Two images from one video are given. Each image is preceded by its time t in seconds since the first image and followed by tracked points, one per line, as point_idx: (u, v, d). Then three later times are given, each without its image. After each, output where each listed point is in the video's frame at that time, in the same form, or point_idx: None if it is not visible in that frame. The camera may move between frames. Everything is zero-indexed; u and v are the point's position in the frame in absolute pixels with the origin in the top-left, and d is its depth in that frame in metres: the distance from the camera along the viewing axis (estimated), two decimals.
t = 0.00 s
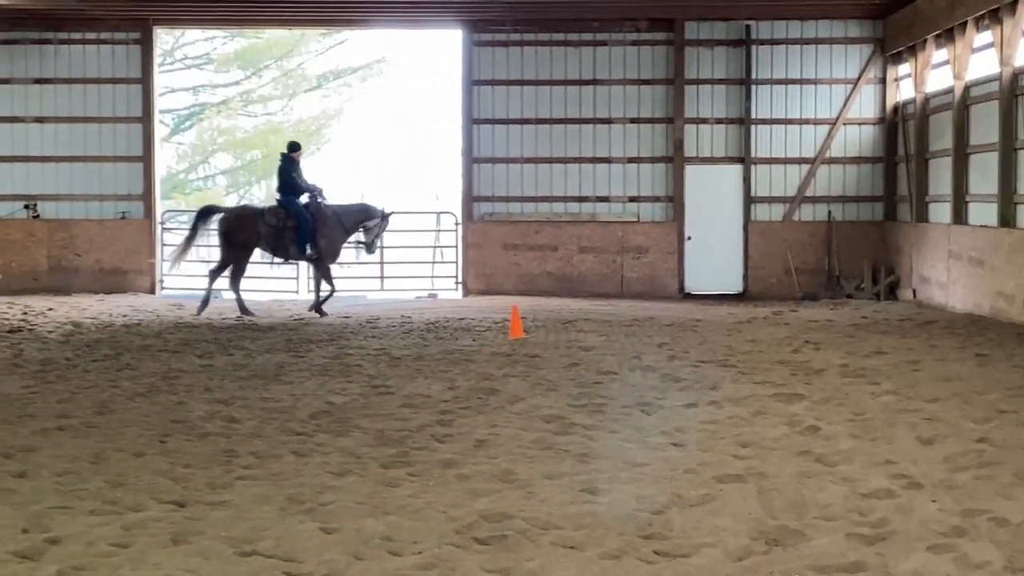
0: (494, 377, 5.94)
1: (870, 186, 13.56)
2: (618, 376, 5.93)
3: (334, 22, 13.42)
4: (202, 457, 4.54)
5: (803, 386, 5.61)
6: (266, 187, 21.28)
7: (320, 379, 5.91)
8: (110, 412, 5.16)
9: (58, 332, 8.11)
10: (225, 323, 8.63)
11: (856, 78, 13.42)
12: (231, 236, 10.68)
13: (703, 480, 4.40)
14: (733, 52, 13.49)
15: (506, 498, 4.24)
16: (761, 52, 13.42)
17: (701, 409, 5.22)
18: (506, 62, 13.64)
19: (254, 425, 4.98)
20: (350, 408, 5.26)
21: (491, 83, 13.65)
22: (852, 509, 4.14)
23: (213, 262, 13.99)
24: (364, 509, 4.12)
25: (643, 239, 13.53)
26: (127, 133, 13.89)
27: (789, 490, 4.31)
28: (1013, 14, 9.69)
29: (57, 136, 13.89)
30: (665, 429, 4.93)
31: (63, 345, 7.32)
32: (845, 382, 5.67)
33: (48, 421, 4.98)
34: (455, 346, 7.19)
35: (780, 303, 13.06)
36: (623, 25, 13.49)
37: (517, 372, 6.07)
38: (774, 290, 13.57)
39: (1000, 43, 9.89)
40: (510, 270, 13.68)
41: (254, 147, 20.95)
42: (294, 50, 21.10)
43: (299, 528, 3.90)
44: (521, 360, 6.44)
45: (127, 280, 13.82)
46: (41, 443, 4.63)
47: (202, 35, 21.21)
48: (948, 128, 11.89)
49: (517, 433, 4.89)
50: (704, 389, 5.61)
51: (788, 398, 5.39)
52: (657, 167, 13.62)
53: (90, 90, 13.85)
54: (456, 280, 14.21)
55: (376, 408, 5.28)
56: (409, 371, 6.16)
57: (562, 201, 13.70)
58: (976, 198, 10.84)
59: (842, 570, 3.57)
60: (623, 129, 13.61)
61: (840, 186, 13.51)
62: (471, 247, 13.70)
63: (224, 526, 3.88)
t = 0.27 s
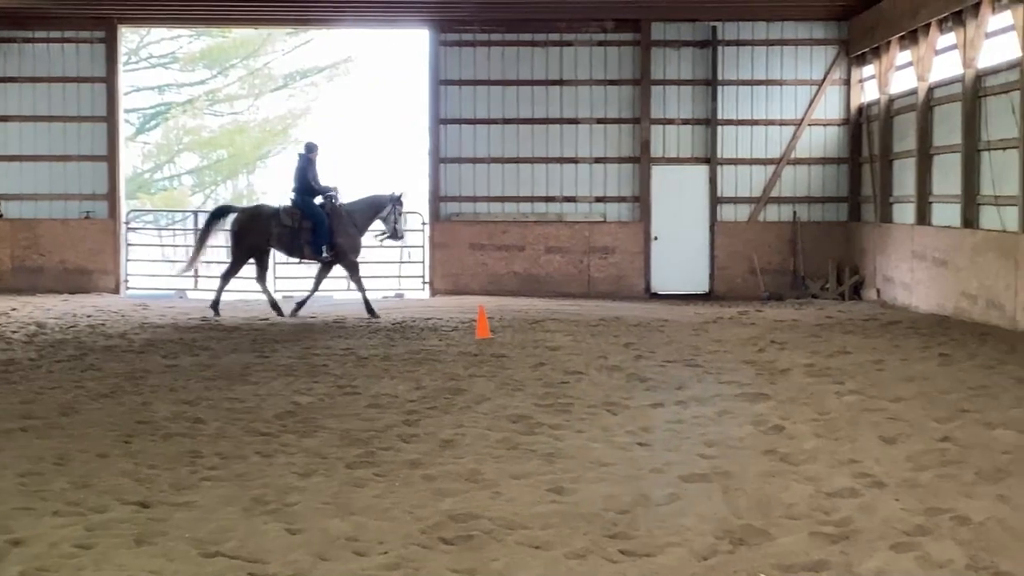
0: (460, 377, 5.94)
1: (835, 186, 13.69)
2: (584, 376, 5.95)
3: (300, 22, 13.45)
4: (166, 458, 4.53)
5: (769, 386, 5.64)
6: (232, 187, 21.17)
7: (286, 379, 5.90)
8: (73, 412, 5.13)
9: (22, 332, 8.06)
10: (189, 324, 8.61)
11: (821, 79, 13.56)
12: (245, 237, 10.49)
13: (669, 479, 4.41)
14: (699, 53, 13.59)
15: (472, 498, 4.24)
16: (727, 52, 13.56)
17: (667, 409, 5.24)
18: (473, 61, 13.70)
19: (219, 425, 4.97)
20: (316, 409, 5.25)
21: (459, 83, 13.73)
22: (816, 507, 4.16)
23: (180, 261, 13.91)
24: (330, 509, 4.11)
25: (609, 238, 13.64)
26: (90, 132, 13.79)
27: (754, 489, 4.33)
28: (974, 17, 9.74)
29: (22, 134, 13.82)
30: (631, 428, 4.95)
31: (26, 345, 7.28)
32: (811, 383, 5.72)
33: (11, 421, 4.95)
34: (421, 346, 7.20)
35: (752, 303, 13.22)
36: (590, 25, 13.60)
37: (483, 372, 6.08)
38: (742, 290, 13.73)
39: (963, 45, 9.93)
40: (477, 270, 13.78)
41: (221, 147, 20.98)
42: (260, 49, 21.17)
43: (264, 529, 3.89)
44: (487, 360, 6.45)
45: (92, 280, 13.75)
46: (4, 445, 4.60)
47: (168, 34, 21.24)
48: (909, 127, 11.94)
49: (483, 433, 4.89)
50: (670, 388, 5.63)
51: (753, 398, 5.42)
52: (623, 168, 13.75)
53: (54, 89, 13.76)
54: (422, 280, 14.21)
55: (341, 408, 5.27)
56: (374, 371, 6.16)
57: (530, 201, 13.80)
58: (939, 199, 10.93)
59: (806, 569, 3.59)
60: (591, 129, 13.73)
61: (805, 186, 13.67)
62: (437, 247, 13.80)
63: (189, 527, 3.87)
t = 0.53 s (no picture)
0: (424, 376, 5.94)
1: (796, 186, 13.88)
2: (547, 375, 5.96)
3: (264, 21, 13.43)
4: (127, 458, 4.51)
5: (732, 386, 5.67)
6: (193, 187, 21.25)
7: (248, 379, 5.89)
8: (31, 413, 5.09)
9: None
10: (150, 324, 8.57)
11: (783, 80, 13.75)
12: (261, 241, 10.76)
13: (631, 478, 4.42)
14: (661, 53, 13.72)
15: (434, 498, 4.23)
16: (690, 52, 13.70)
17: (630, 408, 5.26)
18: (436, 60, 13.78)
19: (180, 426, 4.95)
20: (278, 409, 5.24)
21: (422, 82, 13.80)
22: (777, 506, 4.18)
23: (141, 261, 13.80)
24: (291, 509, 4.09)
25: (573, 238, 13.81)
26: (50, 131, 13.75)
27: (716, 488, 4.34)
28: (934, 17, 9.85)
29: None
30: (593, 427, 4.96)
31: None
32: (773, 382, 5.75)
33: None
34: (383, 346, 7.19)
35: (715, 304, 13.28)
36: (553, 25, 13.69)
37: (446, 372, 6.08)
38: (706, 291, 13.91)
39: (923, 46, 10.03)
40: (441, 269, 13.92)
41: (181, 146, 21.03)
42: (221, 48, 21.25)
43: (225, 529, 3.87)
44: (451, 360, 6.45)
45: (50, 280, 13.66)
46: None
47: (128, 32, 21.16)
48: (870, 128, 12.09)
49: (446, 433, 4.89)
50: (633, 388, 5.65)
51: (716, 397, 5.44)
52: (587, 167, 13.86)
53: (14, 87, 13.72)
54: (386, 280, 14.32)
55: (304, 408, 5.26)
56: (337, 370, 6.16)
57: (493, 201, 13.89)
58: (900, 198, 10.98)
59: (767, 566, 3.61)
60: (554, 129, 13.84)
61: (768, 186, 13.84)
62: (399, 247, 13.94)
63: (149, 527, 3.85)
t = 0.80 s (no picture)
0: (385, 375, 5.96)
1: (755, 186, 14.02)
2: (508, 374, 5.98)
3: (225, 19, 13.38)
4: (84, 459, 4.48)
5: (693, 385, 5.70)
6: (152, 186, 21.29)
7: (207, 378, 5.88)
8: None
9: None
10: (108, 323, 8.52)
11: (742, 79, 13.87)
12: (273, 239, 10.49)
13: (592, 477, 4.43)
14: (621, 52, 13.82)
15: (394, 498, 4.23)
16: (650, 52, 13.79)
17: (590, 407, 5.28)
18: (396, 59, 13.81)
19: (138, 426, 4.93)
20: (238, 409, 5.23)
21: (382, 80, 13.82)
22: (737, 504, 4.19)
23: (100, 261, 13.69)
24: (250, 509, 4.08)
25: (533, 237, 13.89)
26: (7, 129, 13.68)
27: (675, 486, 4.36)
28: (892, 18, 9.91)
29: None
30: (553, 426, 4.97)
31: None
32: (734, 382, 5.78)
33: None
34: (343, 346, 7.19)
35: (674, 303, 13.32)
36: (513, 24, 13.76)
37: (407, 371, 6.10)
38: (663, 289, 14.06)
39: (881, 46, 10.11)
40: (401, 268, 13.97)
41: (140, 145, 21.00)
42: (179, 46, 21.14)
43: (183, 529, 3.85)
44: (412, 358, 6.47)
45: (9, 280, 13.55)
46: None
47: (85, 29, 20.95)
48: (830, 128, 12.25)
49: (406, 432, 4.89)
50: (594, 387, 5.68)
51: (677, 396, 5.47)
52: (547, 166, 13.93)
53: None
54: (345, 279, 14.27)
55: (263, 408, 5.26)
56: (297, 370, 6.17)
57: (453, 200, 13.93)
58: (858, 197, 11.08)
59: (726, 564, 3.62)
60: (513, 128, 13.88)
61: (727, 185, 13.96)
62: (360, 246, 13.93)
63: (106, 528, 3.83)
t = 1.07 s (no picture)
0: (342, 375, 5.97)
1: (713, 186, 14.09)
2: (466, 373, 6.01)
3: (184, 17, 13.34)
4: (37, 461, 4.45)
5: (650, 383, 5.73)
6: (107, 185, 21.39)
7: (163, 379, 5.87)
8: None
9: None
10: (62, 324, 8.47)
11: (699, 79, 13.93)
12: (285, 238, 10.59)
13: (549, 476, 4.44)
14: (579, 52, 13.92)
15: (351, 498, 4.22)
16: (607, 51, 13.87)
17: (547, 406, 5.31)
18: (353, 58, 13.83)
19: (92, 427, 4.91)
20: (193, 409, 5.22)
21: (338, 79, 13.82)
22: (693, 502, 4.21)
23: (55, 261, 13.58)
24: (205, 510, 4.05)
25: (491, 237, 13.94)
26: None
27: (632, 484, 4.37)
28: (847, 18, 10.01)
29: None
30: (511, 426, 4.98)
31: None
32: (693, 380, 5.81)
33: None
34: (300, 345, 7.20)
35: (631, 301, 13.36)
36: (471, 23, 13.80)
37: (364, 370, 6.12)
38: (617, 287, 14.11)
39: (836, 46, 10.22)
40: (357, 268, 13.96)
41: (95, 143, 20.99)
42: (135, 44, 21.36)
43: (137, 531, 3.82)
44: (369, 358, 6.49)
45: None
46: None
47: (38, 27, 20.59)
48: (784, 127, 12.38)
49: (363, 432, 4.89)
50: (551, 386, 5.70)
51: (634, 395, 5.50)
52: (504, 166, 13.99)
53: None
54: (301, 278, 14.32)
55: (219, 409, 5.25)
56: (254, 370, 6.17)
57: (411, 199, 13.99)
58: (816, 196, 11.17)
59: (682, 562, 3.62)
60: (471, 128, 13.95)
61: (684, 185, 14.03)
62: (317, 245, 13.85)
63: (59, 530, 3.79)
